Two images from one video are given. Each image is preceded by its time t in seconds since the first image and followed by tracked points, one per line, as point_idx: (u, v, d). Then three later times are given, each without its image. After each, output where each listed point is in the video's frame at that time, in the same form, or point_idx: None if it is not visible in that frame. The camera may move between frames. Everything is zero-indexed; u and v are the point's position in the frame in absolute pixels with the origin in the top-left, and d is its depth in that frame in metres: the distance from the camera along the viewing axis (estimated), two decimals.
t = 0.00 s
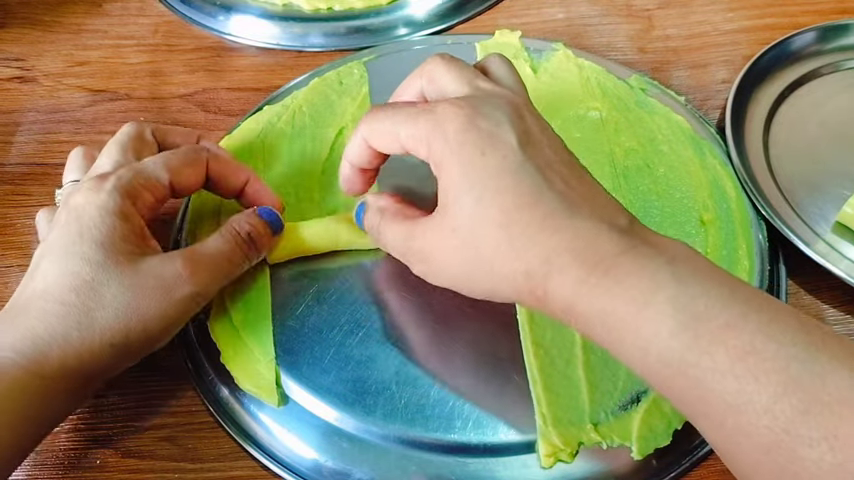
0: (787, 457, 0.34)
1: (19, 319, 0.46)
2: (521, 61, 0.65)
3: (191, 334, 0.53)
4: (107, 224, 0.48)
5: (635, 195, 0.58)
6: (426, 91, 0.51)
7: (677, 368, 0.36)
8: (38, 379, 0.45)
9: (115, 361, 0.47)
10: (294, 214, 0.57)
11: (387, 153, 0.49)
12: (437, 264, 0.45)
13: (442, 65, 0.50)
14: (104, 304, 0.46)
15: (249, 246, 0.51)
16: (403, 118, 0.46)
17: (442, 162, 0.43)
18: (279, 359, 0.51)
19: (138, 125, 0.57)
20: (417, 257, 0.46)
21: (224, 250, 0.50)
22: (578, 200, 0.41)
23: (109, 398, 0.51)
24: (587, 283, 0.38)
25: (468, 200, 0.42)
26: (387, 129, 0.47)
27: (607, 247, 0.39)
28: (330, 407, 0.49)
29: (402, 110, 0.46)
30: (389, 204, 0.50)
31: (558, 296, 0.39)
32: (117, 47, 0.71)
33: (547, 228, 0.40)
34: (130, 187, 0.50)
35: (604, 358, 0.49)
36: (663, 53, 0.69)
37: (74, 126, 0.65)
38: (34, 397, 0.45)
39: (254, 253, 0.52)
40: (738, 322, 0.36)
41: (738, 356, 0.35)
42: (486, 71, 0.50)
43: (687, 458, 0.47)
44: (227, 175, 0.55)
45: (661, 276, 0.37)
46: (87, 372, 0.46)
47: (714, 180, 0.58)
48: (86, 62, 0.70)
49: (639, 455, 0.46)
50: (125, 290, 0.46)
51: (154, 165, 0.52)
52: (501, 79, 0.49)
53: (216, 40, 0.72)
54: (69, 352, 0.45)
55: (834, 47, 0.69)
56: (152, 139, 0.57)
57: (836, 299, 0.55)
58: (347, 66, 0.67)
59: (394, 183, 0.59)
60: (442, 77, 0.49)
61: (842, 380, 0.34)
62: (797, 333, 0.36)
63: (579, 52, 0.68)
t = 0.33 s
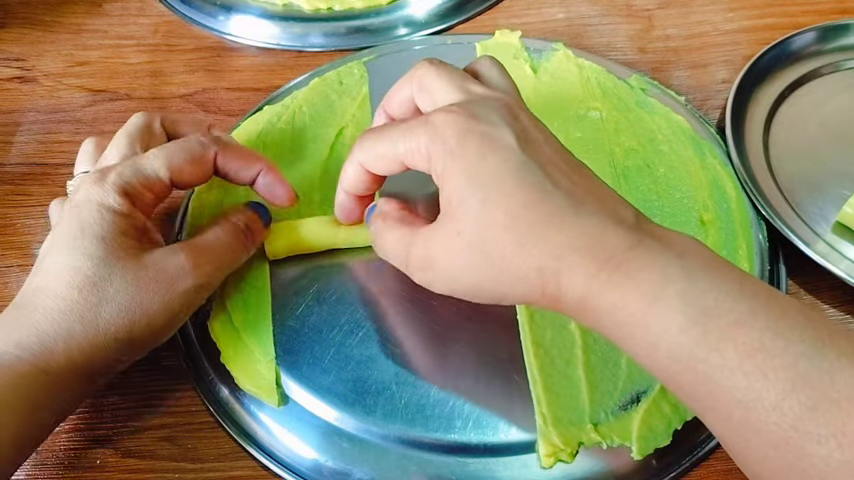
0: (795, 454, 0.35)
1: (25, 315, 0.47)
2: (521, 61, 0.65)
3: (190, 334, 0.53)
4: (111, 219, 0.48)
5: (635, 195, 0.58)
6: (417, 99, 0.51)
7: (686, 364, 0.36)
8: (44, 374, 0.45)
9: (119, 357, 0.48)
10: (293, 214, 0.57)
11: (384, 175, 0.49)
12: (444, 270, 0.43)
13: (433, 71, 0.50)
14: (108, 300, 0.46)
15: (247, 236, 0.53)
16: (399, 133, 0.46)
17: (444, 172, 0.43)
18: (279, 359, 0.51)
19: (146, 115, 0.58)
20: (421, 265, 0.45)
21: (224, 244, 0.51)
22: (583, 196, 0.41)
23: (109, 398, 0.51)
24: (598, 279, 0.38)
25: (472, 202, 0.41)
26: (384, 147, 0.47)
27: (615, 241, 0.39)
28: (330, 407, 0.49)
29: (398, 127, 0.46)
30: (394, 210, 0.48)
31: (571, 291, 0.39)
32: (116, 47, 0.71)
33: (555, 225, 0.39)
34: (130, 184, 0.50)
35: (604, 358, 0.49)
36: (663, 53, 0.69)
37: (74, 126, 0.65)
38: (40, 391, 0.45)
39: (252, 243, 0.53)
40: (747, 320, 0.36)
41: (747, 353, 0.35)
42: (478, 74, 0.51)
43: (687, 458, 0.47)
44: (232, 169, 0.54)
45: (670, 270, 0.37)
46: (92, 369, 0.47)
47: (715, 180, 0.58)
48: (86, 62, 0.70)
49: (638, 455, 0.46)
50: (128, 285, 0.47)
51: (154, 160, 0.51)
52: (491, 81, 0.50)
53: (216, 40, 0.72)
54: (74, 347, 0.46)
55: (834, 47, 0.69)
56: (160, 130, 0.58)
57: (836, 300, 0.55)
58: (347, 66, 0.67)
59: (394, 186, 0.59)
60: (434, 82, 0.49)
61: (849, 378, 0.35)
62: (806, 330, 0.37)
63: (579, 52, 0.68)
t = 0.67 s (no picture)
0: (788, 451, 0.35)
1: (18, 325, 0.46)
2: (521, 61, 0.65)
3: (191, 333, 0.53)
4: (111, 236, 0.47)
5: (635, 195, 0.58)
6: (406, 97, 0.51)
7: (681, 362, 0.37)
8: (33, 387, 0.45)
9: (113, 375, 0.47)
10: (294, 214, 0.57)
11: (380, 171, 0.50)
12: (443, 274, 0.44)
13: (421, 69, 0.50)
14: (107, 322, 0.45)
15: (261, 283, 0.51)
16: (389, 134, 0.47)
17: (436, 178, 0.44)
18: (279, 360, 0.51)
19: (155, 116, 0.56)
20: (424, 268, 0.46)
21: (238, 283, 0.49)
22: (575, 195, 0.41)
23: (109, 398, 0.51)
24: (591, 279, 0.39)
25: (467, 209, 0.42)
26: (375, 146, 0.47)
27: (609, 240, 0.39)
28: (330, 406, 0.49)
29: (388, 128, 0.47)
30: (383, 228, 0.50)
31: (563, 293, 0.40)
32: (117, 47, 0.71)
33: (550, 225, 0.40)
34: (136, 199, 0.49)
35: (604, 358, 0.49)
36: (663, 53, 0.69)
37: (74, 126, 0.66)
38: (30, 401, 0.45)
39: (266, 287, 0.51)
40: (740, 317, 0.36)
41: (740, 351, 0.36)
42: (465, 71, 0.51)
43: (687, 458, 0.47)
44: (240, 190, 0.54)
45: (664, 269, 0.38)
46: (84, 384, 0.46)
47: (715, 180, 0.58)
48: (86, 63, 0.70)
49: (639, 455, 0.46)
50: (131, 312, 0.46)
51: (166, 177, 0.50)
52: (480, 79, 0.50)
53: (217, 40, 0.72)
54: (68, 365, 0.45)
55: (834, 47, 0.69)
56: (168, 132, 0.56)
57: (836, 300, 0.54)
58: (347, 66, 0.67)
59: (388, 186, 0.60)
60: (422, 81, 0.49)
61: (843, 376, 0.35)
62: (799, 328, 0.37)
63: (579, 52, 0.68)
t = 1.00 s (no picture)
0: (765, 424, 0.35)
1: (22, 292, 0.48)
2: (521, 62, 0.66)
3: (191, 332, 0.53)
4: (104, 200, 0.48)
5: (635, 195, 0.58)
6: (421, 77, 0.52)
7: (662, 337, 0.37)
8: (38, 351, 0.47)
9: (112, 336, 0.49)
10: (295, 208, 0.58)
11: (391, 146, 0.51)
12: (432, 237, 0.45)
13: (437, 48, 0.51)
14: (104, 281, 0.47)
15: (246, 227, 0.52)
16: (399, 106, 0.47)
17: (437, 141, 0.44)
18: (279, 360, 0.51)
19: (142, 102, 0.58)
20: (416, 226, 0.46)
21: (221, 232, 0.51)
22: (569, 173, 0.42)
23: (109, 399, 0.51)
24: (576, 254, 0.39)
25: (463, 175, 0.42)
26: (385, 119, 0.48)
27: (597, 220, 0.39)
28: (331, 407, 0.49)
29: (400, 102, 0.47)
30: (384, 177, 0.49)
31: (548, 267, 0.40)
32: (116, 47, 0.71)
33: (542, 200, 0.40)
34: (127, 166, 0.50)
35: (604, 357, 0.49)
36: (663, 53, 0.69)
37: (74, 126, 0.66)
38: (32, 368, 0.46)
39: (251, 232, 0.52)
40: (721, 293, 0.36)
41: (720, 326, 0.36)
42: (479, 53, 0.51)
43: (687, 458, 0.47)
44: (229, 171, 0.56)
45: (649, 248, 0.38)
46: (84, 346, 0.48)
47: (715, 181, 0.58)
48: (86, 63, 0.70)
49: (639, 455, 0.46)
50: (125, 268, 0.47)
51: (155, 149, 0.52)
52: (494, 60, 0.50)
53: (217, 40, 0.72)
54: (68, 325, 0.47)
55: (834, 47, 0.69)
56: (155, 117, 0.58)
57: (836, 300, 0.54)
58: (347, 66, 0.67)
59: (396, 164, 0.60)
60: (437, 59, 0.50)
61: (820, 350, 0.35)
62: (780, 305, 0.37)
63: (579, 52, 0.68)
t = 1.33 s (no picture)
0: (751, 418, 0.35)
1: (27, 285, 0.48)
2: (521, 61, 0.66)
3: (190, 332, 0.53)
4: (106, 191, 0.50)
5: (635, 196, 0.58)
6: (421, 70, 0.52)
7: (650, 332, 0.36)
8: (47, 341, 0.46)
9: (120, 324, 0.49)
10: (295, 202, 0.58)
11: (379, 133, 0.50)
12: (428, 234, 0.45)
13: (437, 41, 0.51)
14: (108, 267, 0.48)
15: (246, 214, 0.53)
16: (394, 94, 0.47)
17: (435, 135, 0.44)
18: (279, 360, 0.51)
19: (135, 102, 0.60)
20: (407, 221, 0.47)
21: (224, 219, 0.52)
22: (563, 170, 0.41)
23: (109, 399, 0.51)
24: (568, 249, 0.39)
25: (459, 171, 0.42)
26: (378, 108, 0.48)
27: (589, 216, 0.39)
28: (330, 407, 0.49)
29: (393, 89, 0.47)
30: (386, 175, 0.50)
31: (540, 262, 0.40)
32: (116, 47, 0.71)
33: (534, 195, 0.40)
34: (125, 157, 0.52)
35: (604, 358, 0.49)
36: (663, 53, 0.69)
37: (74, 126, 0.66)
38: (44, 359, 0.46)
39: (252, 220, 0.53)
40: (710, 289, 0.36)
41: (708, 320, 0.36)
42: (480, 51, 0.52)
43: (687, 458, 0.47)
44: (219, 143, 0.57)
45: (640, 244, 0.38)
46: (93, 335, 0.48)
47: (715, 181, 0.58)
48: (86, 63, 0.70)
49: (639, 455, 0.46)
50: (128, 254, 0.48)
51: (147, 136, 0.54)
52: (494, 57, 0.51)
53: (216, 40, 0.72)
54: (75, 314, 0.47)
55: (834, 47, 0.69)
56: (149, 115, 0.59)
57: (836, 300, 0.54)
58: (347, 66, 0.67)
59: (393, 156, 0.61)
60: (436, 51, 0.50)
61: (807, 344, 0.35)
62: (768, 299, 0.36)
63: (579, 52, 0.68)
